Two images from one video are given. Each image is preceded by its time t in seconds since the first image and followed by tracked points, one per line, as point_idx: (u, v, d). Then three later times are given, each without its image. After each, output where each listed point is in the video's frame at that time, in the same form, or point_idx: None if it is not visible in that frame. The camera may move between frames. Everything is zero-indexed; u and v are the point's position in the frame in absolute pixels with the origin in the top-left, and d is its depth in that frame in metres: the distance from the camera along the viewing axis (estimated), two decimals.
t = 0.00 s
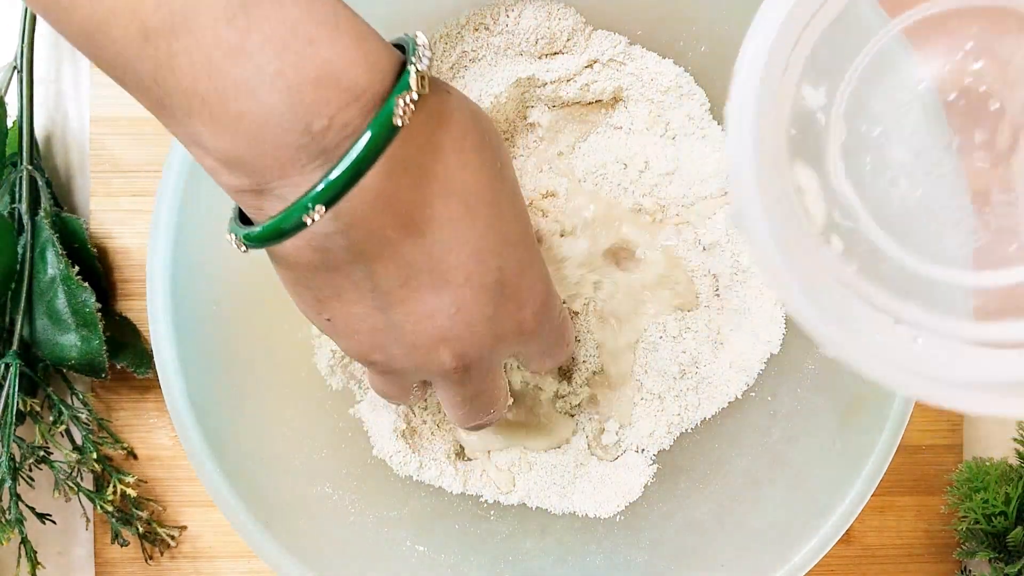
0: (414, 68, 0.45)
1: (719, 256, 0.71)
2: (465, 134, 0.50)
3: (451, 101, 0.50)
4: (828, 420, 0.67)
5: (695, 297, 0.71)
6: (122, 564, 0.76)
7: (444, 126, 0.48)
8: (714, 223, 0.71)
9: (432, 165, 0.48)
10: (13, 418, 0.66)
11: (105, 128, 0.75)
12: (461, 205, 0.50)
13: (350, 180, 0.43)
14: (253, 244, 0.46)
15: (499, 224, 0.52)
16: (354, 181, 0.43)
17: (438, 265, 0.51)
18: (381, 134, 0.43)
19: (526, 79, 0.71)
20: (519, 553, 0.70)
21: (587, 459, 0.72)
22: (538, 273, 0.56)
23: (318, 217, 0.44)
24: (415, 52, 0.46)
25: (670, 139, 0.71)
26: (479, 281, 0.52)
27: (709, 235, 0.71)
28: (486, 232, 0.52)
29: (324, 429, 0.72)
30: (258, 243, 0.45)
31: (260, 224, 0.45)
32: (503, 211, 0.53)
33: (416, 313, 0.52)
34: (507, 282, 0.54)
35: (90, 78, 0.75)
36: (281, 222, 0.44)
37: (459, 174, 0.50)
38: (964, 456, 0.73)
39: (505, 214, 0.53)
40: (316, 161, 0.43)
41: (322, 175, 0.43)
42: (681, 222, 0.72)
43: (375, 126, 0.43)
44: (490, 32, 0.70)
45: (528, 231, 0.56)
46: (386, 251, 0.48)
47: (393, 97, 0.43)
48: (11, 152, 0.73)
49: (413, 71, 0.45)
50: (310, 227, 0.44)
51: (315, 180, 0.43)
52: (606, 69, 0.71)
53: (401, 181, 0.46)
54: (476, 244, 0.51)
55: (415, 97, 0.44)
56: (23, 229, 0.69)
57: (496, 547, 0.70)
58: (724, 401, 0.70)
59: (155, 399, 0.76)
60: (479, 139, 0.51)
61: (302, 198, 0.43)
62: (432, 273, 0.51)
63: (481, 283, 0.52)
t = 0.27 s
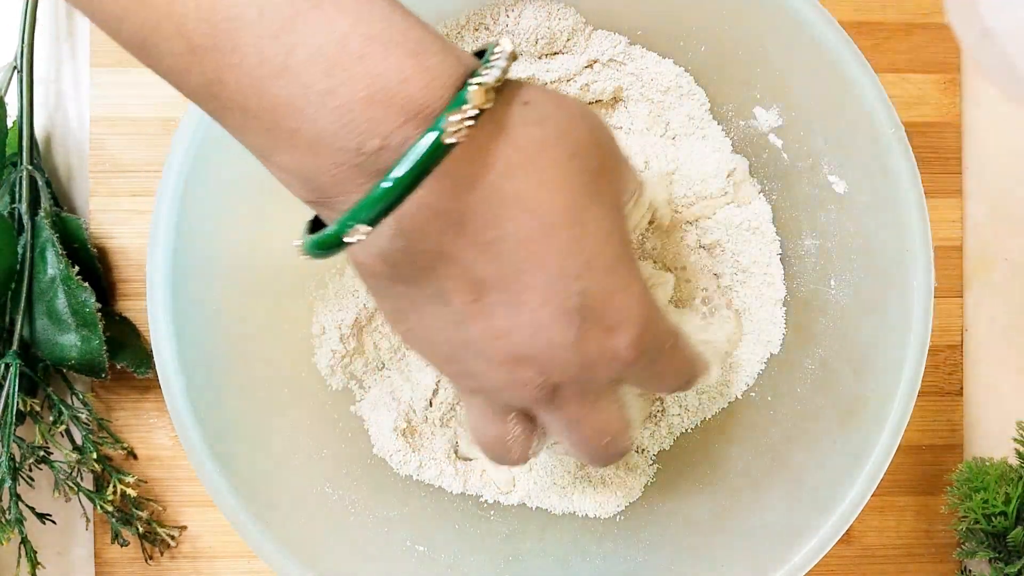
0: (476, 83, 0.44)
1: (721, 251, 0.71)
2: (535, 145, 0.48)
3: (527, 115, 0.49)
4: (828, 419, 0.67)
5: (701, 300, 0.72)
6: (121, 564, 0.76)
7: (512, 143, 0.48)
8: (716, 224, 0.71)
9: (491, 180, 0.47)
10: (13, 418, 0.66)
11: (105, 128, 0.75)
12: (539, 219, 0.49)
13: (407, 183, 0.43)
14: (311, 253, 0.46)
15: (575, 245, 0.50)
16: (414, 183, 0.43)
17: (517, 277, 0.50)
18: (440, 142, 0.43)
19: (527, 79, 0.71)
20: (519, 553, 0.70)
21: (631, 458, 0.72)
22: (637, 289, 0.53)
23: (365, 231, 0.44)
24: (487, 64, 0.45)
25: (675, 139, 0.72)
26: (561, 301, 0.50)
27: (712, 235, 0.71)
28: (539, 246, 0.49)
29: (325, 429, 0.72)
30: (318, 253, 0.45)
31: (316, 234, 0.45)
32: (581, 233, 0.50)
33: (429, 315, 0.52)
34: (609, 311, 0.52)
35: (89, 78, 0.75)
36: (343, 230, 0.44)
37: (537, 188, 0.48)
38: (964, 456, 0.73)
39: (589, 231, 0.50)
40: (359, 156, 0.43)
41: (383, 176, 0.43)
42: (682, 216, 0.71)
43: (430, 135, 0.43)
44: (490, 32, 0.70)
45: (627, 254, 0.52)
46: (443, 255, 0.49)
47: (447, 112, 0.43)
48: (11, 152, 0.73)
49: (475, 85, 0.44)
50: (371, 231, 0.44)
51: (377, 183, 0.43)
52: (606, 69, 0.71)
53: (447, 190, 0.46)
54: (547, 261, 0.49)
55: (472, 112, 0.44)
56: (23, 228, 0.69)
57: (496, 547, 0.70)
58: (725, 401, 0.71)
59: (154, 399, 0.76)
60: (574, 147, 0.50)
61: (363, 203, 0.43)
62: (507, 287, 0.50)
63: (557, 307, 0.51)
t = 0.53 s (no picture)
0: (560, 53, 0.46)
1: (715, 245, 0.71)
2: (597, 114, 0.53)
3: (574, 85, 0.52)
4: (828, 419, 0.67)
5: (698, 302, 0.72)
6: (121, 564, 0.76)
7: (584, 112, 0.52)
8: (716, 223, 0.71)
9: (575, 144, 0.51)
10: (13, 418, 0.66)
11: (105, 128, 0.75)
12: (600, 199, 0.53)
13: (488, 172, 0.45)
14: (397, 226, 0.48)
15: (626, 205, 0.55)
16: (492, 174, 0.45)
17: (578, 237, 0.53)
18: (522, 129, 0.44)
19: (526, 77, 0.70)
20: (519, 552, 0.70)
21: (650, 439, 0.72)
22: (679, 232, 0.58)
23: (475, 195, 0.45)
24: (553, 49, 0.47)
25: (680, 132, 0.71)
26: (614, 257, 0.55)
27: (710, 231, 0.71)
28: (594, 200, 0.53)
29: (324, 429, 0.72)
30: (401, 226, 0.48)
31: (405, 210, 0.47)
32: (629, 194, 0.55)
33: (485, 281, 0.54)
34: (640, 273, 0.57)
35: (90, 78, 0.75)
36: (423, 214, 0.46)
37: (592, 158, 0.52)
38: (964, 456, 0.73)
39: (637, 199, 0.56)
40: (466, 127, 0.44)
41: (465, 169, 0.45)
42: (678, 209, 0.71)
43: (517, 123, 0.44)
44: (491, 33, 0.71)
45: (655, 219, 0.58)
46: (526, 223, 0.51)
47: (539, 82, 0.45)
48: (11, 152, 0.73)
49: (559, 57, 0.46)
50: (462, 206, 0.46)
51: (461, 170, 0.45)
52: (606, 69, 0.71)
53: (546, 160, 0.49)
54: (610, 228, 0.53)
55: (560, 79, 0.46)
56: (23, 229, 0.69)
57: (496, 547, 0.70)
58: (723, 402, 0.71)
59: (154, 399, 0.76)
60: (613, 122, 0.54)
61: (442, 192, 0.45)
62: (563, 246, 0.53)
63: (611, 255, 0.54)
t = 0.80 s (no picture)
0: (437, 31, 0.41)
1: (714, 244, 0.70)
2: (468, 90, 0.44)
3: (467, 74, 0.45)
4: (828, 419, 0.67)
5: (697, 302, 0.71)
6: (121, 564, 0.76)
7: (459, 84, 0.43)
8: (716, 224, 0.70)
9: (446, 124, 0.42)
10: (14, 418, 0.66)
11: (105, 128, 0.75)
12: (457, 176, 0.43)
13: (323, 160, 0.38)
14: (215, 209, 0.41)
15: (490, 212, 0.45)
16: (331, 164, 0.39)
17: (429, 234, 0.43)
18: (379, 110, 0.38)
19: (526, 78, 0.70)
20: (519, 552, 0.70)
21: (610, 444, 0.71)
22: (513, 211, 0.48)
23: (306, 183, 0.39)
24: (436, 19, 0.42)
25: (679, 132, 0.70)
26: (463, 259, 0.45)
27: (710, 232, 0.70)
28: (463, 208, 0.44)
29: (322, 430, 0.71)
30: (220, 206, 0.40)
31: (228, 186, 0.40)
32: (497, 200, 0.46)
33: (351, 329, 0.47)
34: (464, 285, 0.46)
35: (90, 78, 0.75)
36: (250, 192, 0.39)
37: (464, 135, 0.43)
38: (964, 455, 0.74)
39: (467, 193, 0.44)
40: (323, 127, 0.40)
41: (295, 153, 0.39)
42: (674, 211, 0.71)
43: (373, 100, 0.38)
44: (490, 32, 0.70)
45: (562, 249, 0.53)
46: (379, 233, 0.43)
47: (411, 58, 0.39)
48: (11, 152, 0.73)
49: (436, 34, 0.41)
50: (292, 195, 0.39)
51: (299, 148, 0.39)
52: (605, 69, 0.70)
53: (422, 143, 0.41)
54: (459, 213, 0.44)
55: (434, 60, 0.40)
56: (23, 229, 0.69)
57: (496, 547, 0.70)
58: (722, 402, 0.70)
59: (154, 399, 0.76)
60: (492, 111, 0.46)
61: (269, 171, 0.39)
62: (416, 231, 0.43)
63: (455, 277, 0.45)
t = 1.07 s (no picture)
0: (454, 97, 0.41)
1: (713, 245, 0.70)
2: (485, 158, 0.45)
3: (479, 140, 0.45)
4: (828, 419, 0.67)
5: (695, 300, 0.71)
6: (122, 564, 0.76)
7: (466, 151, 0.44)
8: (717, 227, 0.70)
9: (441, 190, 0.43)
10: (13, 418, 0.66)
11: (105, 128, 0.75)
12: (449, 238, 0.45)
13: (343, 189, 0.39)
14: (246, 213, 0.43)
15: (479, 267, 0.47)
16: (343, 196, 0.40)
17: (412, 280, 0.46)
18: (387, 159, 0.39)
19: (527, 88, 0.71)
20: (519, 553, 0.70)
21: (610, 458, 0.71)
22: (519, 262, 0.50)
23: (302, 216, 0.41)
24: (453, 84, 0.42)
25: (679, 132, 0.70)
26: (445, 310, 0.48)
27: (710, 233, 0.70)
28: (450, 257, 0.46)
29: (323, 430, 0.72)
30: (254, 214, 0.43)
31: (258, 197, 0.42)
32: (490, 256, 0.47)
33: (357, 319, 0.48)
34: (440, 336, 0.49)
35: (89, 78, 0.75)
36: (282, 207, 0.41)
37: (467, 202, 0.44)
38: (964, 455, 0.74)
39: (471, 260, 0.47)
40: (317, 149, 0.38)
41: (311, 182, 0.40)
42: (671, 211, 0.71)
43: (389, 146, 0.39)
44: (491, 36, 0.70)
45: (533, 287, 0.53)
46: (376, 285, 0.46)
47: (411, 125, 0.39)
48: (11, 152, 0.73)
49: (442, 106, 0.40)
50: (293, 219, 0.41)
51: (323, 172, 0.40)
52: (604, 69, 0.70)
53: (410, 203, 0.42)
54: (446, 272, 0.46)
55: (433, 132, 0.40)
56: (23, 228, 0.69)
57: (496, 547, 0.70)
58: (723, 402, 0.70)
59: (154, 399, 0.76)
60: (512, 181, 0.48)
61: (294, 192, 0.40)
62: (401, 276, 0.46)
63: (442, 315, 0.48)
